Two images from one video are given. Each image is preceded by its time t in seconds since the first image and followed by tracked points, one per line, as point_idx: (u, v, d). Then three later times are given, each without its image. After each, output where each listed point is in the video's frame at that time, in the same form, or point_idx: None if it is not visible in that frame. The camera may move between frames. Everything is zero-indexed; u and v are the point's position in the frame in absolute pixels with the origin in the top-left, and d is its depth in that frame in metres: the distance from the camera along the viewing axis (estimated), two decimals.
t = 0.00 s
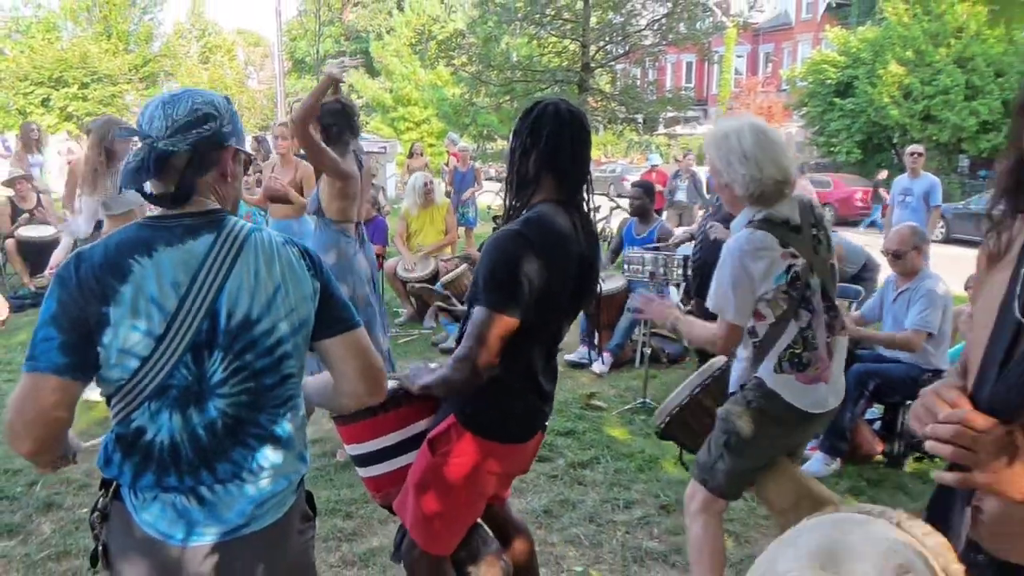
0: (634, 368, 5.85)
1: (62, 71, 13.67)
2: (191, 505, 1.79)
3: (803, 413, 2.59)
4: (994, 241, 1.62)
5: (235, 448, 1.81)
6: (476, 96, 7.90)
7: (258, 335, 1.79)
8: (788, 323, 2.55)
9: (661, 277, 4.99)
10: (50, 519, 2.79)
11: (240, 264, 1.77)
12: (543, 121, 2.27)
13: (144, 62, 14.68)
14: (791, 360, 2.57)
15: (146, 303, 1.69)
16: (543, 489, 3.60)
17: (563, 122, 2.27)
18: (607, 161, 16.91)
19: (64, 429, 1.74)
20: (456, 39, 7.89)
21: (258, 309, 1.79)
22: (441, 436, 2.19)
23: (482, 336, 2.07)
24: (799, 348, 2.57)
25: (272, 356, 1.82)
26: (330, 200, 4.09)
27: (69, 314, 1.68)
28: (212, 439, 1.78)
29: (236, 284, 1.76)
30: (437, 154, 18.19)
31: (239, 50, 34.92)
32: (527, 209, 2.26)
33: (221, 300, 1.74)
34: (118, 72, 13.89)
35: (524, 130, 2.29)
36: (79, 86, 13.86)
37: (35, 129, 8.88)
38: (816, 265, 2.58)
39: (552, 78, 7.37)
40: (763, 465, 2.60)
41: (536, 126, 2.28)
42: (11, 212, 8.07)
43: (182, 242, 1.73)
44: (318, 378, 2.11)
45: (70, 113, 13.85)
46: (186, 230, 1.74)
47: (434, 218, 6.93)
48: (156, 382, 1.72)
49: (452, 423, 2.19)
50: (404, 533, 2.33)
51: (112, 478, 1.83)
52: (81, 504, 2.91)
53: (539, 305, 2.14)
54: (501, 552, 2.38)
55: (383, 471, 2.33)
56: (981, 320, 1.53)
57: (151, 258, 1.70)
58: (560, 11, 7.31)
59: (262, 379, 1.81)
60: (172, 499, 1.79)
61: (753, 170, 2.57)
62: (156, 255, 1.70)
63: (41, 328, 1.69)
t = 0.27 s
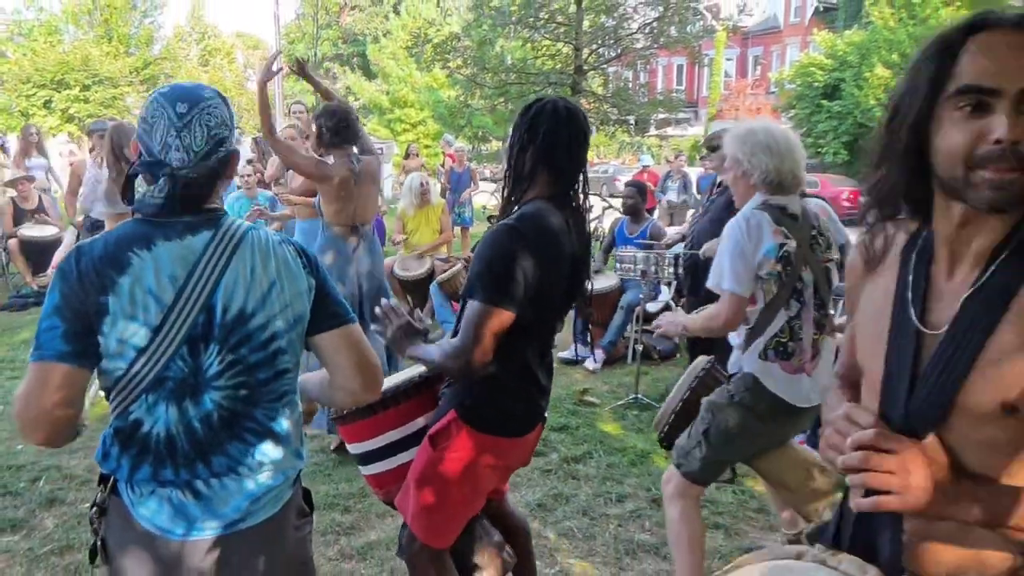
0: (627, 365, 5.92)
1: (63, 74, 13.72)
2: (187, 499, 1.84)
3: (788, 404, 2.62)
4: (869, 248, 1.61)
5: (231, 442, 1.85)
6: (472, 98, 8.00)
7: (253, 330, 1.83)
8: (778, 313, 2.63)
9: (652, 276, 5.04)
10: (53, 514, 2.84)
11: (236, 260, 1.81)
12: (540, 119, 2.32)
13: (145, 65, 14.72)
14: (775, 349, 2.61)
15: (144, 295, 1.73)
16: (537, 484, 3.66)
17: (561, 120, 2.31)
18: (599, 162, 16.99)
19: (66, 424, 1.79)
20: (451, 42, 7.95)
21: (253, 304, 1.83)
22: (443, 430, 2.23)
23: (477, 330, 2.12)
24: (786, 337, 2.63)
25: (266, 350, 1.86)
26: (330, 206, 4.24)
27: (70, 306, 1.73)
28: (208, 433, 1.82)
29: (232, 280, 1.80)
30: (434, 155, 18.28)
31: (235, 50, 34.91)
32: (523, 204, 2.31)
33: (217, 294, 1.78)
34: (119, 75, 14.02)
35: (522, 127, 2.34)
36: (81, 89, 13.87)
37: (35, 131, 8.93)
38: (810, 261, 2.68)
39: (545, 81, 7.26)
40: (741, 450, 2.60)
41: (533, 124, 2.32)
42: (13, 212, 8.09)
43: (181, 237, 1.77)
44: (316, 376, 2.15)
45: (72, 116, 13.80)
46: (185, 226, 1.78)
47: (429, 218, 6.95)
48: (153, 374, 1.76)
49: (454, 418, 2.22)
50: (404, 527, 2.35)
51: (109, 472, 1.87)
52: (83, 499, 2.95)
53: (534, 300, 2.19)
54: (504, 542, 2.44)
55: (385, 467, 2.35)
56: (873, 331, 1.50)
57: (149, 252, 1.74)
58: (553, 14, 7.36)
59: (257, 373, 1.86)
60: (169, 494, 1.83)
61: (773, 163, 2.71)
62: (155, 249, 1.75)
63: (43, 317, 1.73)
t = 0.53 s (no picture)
0: (619, 361, 5.99)
1: (65, 76, 13.79)
2: (189, 494, 1.88)
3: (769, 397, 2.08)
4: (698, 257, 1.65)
5: (231, 437, 1.90)
6: (467, 100, 8.07)
7: (253, 327, 1.88)
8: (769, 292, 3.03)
9: (644, 275, 5.09)
10: (56, 509, 2.88)
11: (235, 260, 1.86)
12: (528, 122, 2.37)
13: (146, 67, 14.84)
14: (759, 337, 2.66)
15: (144, 295, 1.78)
16: (531, 478, 3.71)
17: (549, 122, 2.37)
18: (591, 164, 17.09)
19: (73, 416, 1.83)
20: (447, 45, 8.00)
21: (252, 302, 1.88)
22: (439, 428, 2.28)
23: (472, 331, 2.17)
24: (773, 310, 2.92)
25: (266, 347, 1.91)
26: (330, 201, 4.31)
27: (71, 306, 1.76)
28: (209, 429, 1.87)
29: (230, 279, 1.85)
30: (429, 155, 18.37)
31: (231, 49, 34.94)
32: (515, 206, 2.35)
33: (216, 293, 1.83)
34: (120, 77, 14.22)
35: (512, 131, 2.39)
36: (82, 91, 14.00)
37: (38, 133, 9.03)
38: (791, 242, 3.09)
39: (539, 83, 7.37)
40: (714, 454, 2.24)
41: (521, 127, 2.38)
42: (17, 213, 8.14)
43: (181, 238, 1.81)
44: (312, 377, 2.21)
45: (74, 117, 14.06)
46: (185, 227, 1.83)
47: (425, 219, 7.02)
48: (155, 372, 1.80)
49: (450, 416, 2.27)
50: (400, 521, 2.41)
51: (111, 469, 1.91)
52: (86, 494, 3.00)
53: (527, 300, 2.24)
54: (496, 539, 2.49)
55: (383, 462, 2.40)
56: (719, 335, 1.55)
57: (149, 253, 1.78)
58: (546, 17, 7.32)
59: (257, 370, 1.91)
60: (171, 488, 1.87)
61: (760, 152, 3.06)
62: (155, 249, 1.79)
63: (45, 317, 1.76)
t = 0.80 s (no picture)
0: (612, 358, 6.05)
1: (67, 78, 14.14)
2: (192, 487, 1.93)
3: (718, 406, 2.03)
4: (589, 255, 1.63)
5: (233, 431, 1.95)
6: (462, 102, 8.13)
7: (257, 322, 1.94)
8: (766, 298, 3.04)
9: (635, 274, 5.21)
10: (59, 504, 2.92)
11: (239, 258, 1.92)
12: (520, 117, 2.42)
13: (146, 70, 14.92)
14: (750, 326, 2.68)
15: (151, 293, 1.83)
16: (526, 472, 3.77)
17: (541, 118, 2.42)
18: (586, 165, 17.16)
19: (76, 415, 1.86)
20: (442, 47, 8.03)
21: (256, 298, 1.94)
22: (436, 419, 2.33)
23: (467, 328, 2.24)
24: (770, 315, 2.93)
25: (268, 343, 1.97)
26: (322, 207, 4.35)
27: (77, 304, 1.80)
28: (212, 423, 1.92)
29: (235, 276, 1.91)
30: (425, 156, 18.48)
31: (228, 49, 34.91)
32: (506, 199, 2.40)
33: (221, 290, 1.89)
34: (121, 79, 14.30)
35: (505, 127, 2.44)
36: (84, 93, 14.15)
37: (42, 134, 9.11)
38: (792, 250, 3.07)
39: (532, 85, 7.40)
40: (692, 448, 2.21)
41: (513, 122, 2.42)
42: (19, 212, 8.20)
43: (186, 236, 1.87)
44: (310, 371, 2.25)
45: (75, 118, 14.28)
46: (190, 225, 1.88)
47: (422, 218, 7.09)
48: (161, 368, 1.85)
49: (447, 407, 2.33)
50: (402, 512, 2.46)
51: (114, 464, 1.95)
52: (88, 490, 3.04)
53: (522, 294, 2.30)
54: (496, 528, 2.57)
55: (382, 455, 2.46)
56: (623, 325, 1.54)
57: (156, 251, 1.83)
58: (540, 21, 7.38)
59: (260, 365, 1.96)
60: (174, 482, 1.92)
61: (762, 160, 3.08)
62: (161, 248, 1.84)
63: (51, 317, 1.80)
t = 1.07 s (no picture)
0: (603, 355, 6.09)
1: (69, 81, 14.04)
2: (193, 481, 1.97)
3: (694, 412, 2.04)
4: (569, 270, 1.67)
5: (233, 425, 1.99)
6: (458, 104, 8.13)
7: (256, 318, 1.99)
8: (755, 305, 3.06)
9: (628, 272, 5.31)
10: (62, 499, 2.97)
11: (238, 255, 1.96)
12: (510, 116, 2.47)
13: (146, 72, 14.95)
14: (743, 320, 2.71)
15: (153, 289, 1.87)
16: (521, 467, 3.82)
17: (530, 116, 2.47)
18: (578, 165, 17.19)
19: (80, 407, 1.91)
20: (438, 50, 7.99)
21: (255, 294, 1.99)
22: (435, 414, 2.38)
23: (464, 323, 2.29)
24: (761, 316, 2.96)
25: (268, 338, 2.01)
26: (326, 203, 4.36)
27: (81, 300, 1.84)
28: (213, 417, 1.96)
29: (235, 273, 1.96)
30: (422, 156, 18.57)
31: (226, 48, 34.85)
32: (499, 196, 2.44)
33: (221, 286, 1.94)
34: (123, 81, 14.33)
35: (496, 127, 2.49)
36: (85, 95, 14.24)
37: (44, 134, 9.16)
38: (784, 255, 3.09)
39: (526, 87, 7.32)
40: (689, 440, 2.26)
41: (503, 121, 2.48)
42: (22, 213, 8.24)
43: (187, 233, 1.91)
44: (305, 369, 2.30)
45: (77, 120, 14.30)
46: (191, 223, 1.93)
47: (419, 217, 7.09)
48: (162, 363, 1.89)
49: (444, 403, 2.38)
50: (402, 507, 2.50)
51: (116, 459, 1.99)
52: (91, 485, 3.08)
53: (516, 291, 2.34)
54: (496, 520, 2.65)
55: (382, 452, 2.50)
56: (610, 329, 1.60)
57: (157, 248, 1.88)
58: (534, 24, 7.37)
59: (259, 361, 2.01)
60: (175, 476, 1.96)
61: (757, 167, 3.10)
62: (162, 246, 1.88)
63: (56, 309, 1.84)
